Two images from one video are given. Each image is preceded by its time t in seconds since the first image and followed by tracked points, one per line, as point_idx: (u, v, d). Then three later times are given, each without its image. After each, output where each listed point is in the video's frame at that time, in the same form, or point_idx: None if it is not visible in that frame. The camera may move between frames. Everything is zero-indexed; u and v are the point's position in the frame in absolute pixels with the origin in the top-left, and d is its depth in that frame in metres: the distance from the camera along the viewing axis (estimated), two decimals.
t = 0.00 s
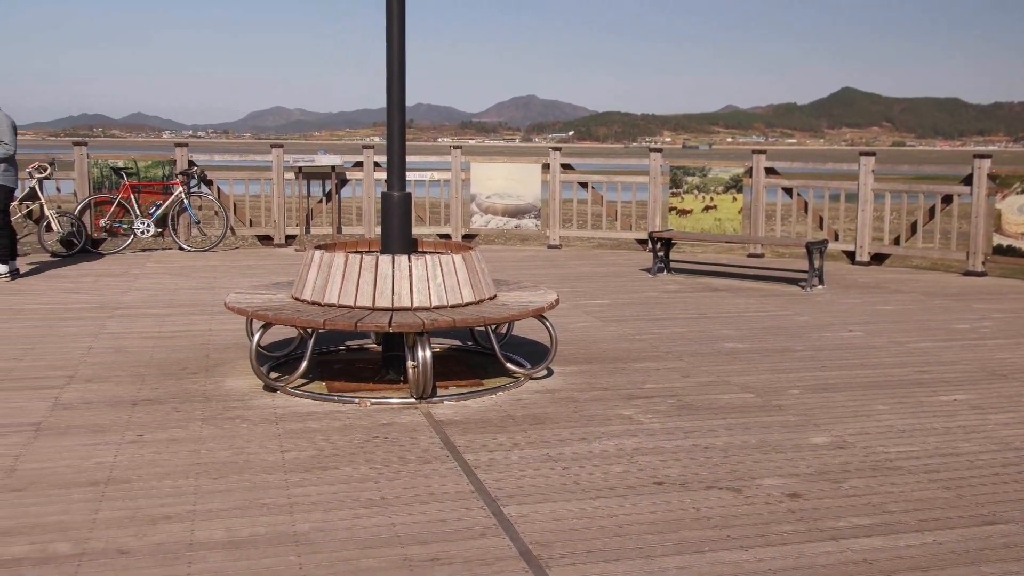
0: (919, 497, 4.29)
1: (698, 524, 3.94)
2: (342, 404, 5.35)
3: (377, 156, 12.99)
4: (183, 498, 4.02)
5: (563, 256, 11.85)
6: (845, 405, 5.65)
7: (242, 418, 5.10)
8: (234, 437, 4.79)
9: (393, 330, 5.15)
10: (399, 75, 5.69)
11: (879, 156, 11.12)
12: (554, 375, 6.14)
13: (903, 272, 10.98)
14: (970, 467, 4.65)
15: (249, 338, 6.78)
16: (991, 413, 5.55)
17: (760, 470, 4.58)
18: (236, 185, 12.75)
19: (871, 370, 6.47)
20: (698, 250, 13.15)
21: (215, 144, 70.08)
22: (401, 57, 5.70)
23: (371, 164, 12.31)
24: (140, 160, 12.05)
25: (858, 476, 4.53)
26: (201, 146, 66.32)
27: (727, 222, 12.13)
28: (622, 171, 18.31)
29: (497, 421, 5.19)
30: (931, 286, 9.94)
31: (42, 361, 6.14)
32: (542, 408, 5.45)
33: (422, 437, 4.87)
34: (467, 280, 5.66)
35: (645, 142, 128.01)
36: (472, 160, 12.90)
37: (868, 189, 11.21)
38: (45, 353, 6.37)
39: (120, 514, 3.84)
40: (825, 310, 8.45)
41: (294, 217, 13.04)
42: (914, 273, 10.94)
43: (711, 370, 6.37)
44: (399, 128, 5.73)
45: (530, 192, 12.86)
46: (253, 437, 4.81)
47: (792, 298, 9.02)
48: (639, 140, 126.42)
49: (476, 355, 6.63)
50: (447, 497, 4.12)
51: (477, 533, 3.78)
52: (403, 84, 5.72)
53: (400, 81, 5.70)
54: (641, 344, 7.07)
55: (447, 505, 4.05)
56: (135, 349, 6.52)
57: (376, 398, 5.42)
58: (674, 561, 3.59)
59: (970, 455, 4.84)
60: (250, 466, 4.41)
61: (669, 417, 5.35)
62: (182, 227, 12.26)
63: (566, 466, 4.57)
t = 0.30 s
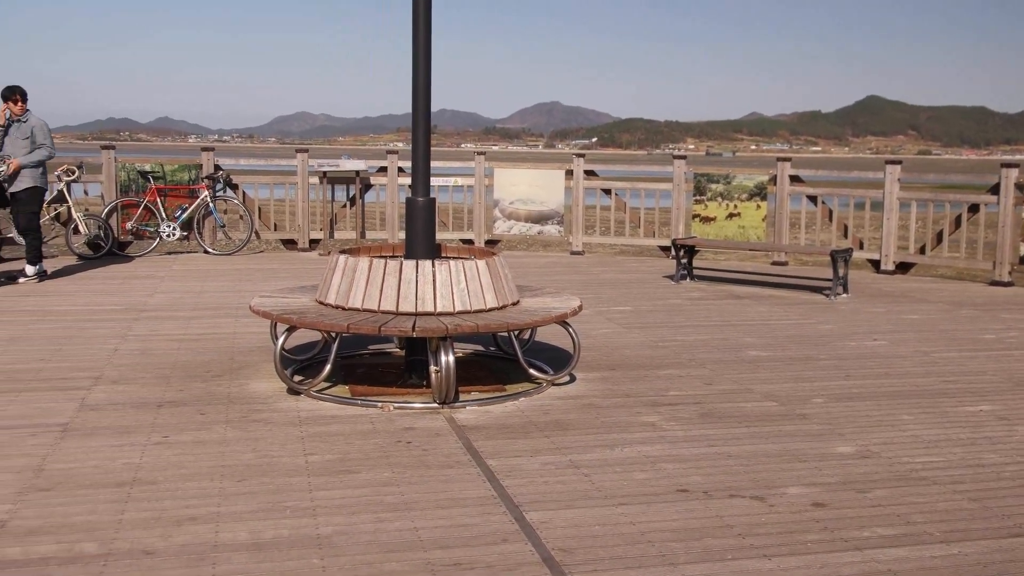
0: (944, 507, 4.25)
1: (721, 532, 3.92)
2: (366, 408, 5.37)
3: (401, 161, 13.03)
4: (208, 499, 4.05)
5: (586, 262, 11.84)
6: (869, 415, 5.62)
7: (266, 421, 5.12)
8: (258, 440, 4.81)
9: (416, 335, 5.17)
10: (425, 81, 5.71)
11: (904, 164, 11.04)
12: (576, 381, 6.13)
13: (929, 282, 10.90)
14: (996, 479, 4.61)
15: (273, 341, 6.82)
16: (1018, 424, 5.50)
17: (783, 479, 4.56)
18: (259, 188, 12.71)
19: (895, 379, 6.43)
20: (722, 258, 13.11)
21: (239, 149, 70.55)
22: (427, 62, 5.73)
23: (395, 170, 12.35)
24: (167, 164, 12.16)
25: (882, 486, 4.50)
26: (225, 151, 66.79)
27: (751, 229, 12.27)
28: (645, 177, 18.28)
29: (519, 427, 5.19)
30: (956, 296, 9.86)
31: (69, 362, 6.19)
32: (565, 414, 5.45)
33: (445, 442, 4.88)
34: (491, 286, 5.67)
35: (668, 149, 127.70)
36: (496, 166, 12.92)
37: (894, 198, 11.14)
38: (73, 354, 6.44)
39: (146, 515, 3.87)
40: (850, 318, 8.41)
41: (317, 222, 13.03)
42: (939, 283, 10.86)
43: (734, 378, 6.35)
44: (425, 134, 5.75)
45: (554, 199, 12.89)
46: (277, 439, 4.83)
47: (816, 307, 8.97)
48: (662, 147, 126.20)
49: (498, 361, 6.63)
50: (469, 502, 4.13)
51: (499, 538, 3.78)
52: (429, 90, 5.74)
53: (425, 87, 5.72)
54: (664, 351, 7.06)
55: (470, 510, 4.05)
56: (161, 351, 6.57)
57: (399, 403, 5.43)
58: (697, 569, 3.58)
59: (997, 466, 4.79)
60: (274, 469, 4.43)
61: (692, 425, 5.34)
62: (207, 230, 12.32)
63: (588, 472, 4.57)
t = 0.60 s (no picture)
0: (969, 512, 4.21)
1: (744, 535, 3.91)
2: (388, 410, 5.39)
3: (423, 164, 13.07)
4: (231, 500, 4.07)
5: (607, 265, 11.83)
6: (893, 418, 5.58)
7: (289, 422, 5.15)
8: (282, 441, 4.84)
9: (438, 337, 5.18)
10: (447, 85, 5.73)
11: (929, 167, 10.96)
12: (598, 384, 6.13)
13: (953, 285, 10.82)
14: (1021, 484, 4.56)
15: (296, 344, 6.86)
16: None
17: (806, 482, 4.54)
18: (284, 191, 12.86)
19: (919, 383, 6.38)
20: (744, 261, 13.04)
21: (261, 152, 71.03)
22: (450, 66, 5.75)
23: (417, 173, 12.38)
24: (191, 167, 12.32)
25: (906, 490, 4.46)
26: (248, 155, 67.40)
27: (773, 232, 12.00)
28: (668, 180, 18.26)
29: (541, 430, 5.19)
30: (981, 300, 9.78)
31: (95, 363, 6.25)
32: (587, 417, 5.44)
33: (467, 444, 4.89)
34: (513, 288, 5.68)
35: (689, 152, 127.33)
36: (517, 169, 12.90)
37: (918, 201, 11.06)
38: (98, 355, 6.49)
39: (170, 515, 3.90)
40: (873, 322, 8.36)
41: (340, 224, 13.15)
42: (964, 286, 10.78)
43: (756, 382, 6.32)
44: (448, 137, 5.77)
45: (576, 202, 12.87)
46: (300, 441, 4.86)
47: (839, 310, 8.93)
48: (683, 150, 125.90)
49: (520, 363, 6.64)
50: (491, 504, 4.13)
51: (520, 540, 3.78)
52: (451, 93, 5.75)
53: (448, 90, 5.74)
54: (686, 354, 7.04)
55: (492, 512, 4.06)
56: (186, 353, 6.62)
57: (421, 405, 5.45)
58: (719, 572, 3.57)
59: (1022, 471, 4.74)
60: (297, 470, 4.45)
61: (714, 428, 5.32)
62: (230, 233, 12.39)
63: (610, 475, 4.56)
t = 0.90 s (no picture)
0: (989, 519, 4.18)
1: (761, 541, 3.89)
2: (405, 412, 5.40)
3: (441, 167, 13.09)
4: (249, 501, 4.09)
5: (625, 268, 11.82)
6: (912, 425, 5.54)
7: (307, 423, 5.17)
8: (300, 442, 4.86)
9: (456, 340, 5.19)
10: (467, 87, 5.74)
11: (949, 172, 10.89)
12: (615, 388, 6.12)
13: (973, 291, 10.75)
14: None
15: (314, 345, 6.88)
16: None
17: (824, 488, 4.52)
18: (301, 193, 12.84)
19: (939, 389, 6.34)
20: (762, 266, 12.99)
21: (280, 155, 71.39)
22: (469, 68, 5.75)
23: (435, 175, 12.41)
24: (211, 169, 12.31)
25: (926, 497, 4.43)
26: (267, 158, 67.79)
27: (791, 237, 11.91)
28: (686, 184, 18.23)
29: (558, 433, 5.19)
30: (1001, 306, 9.71)
31: (115, 363, 6.29)
32: (604, 420, 5.44)
33: (484, 447, 4.89)
34: (531, 291, 5.68)
35: (707, 156, 126.97)
36: (535, 172, 12.92)
37: (938, 206, 10.99)
38: (118, 355, 6.54)
39: (189, 515, 3.92)
40: (893, 328, 8.31)
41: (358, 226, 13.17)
42: (984, 292, 10.70)
43: (775, 387, 6.30)
44: (466, 139, 5.78)
45: (593, 205, 12.86)
46: (318, 442, 4.87)
47: (858, 315, 8.89)
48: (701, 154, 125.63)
49: (537, 366, 6.64)
50: (508, 507, 4.14)
51: (537, 544, 3.78)
52: (471, 96, 5.76)
53: (467, 92, 5.75)
54: (703, 358, 7.02)
55: (509, 515, 4.06)
56: (205, 354, 6.65)
57: (439, 407, 5.45)
58: None
59: None
60: (315, 471, 4.47)
61: (732, 433, 5.30)
62: (250, 234, 12.46)
63: (628, 479, 4.55)
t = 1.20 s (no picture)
0: (1010, 525, 4.15)
1: (780, 545, 3.88)
2: (423, 413, 5.41)
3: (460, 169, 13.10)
4: (268, 500, 4.11)
5: (643, 271, 11.80)
6: (932, 430, 5.51)
7: (325, 424, 5.18)
8: (318, 443, 4.87)
9: (475, 341, 5.19)
10: (486, 88, 5.75)
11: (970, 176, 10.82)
12: (633, 391, 6.11)
13: (994, 295, 10.67)
14: None
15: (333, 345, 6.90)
16: None
17: (843, 492, 4.50)
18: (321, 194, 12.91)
19: (959, 394, 6.30)
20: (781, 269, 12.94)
21: (299, 156, 71.72)
22: (489, 69, 5.76)
23: (453, 177, 12.43)
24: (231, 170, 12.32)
25: (946, 502, 4.41)
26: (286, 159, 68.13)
27: (810, 240, 11.85)
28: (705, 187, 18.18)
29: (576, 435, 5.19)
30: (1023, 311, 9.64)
31: (135, 363, 6.33)
32: (622, 423, 5.43)
33: (502, 448, 4.89)
34: (549, 293, 5.68)
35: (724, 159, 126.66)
36: (554, 174, 12.93)
37: (959, 210, 10.92)
38: (138, 355, 6.58)
39: (208, 514, 3.94)
40: (913, 332, 8.26)
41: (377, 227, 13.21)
42: (1005, 297, 10.62)
43: (793, 391, 6.27)
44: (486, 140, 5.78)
45: (612, 208, 12.85)
46: (337, 443, 4.89)
47: (877, 319, 8.84)
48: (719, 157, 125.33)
49: (555, 369, 6.64)
50: (526, 509, 4.13)
51: (556, 546, 3.77)
52: (491, 97, 5.77)
53: (487, 94, 5.75)
54: (722, 361, 7.00)
55: (527, 517, 4.06)
56: (224, 354, 6.68)
57: (456, 409, 5.46)
58: None
59: None
60: (333, 472, 4.48)
61: (751, 437, 5.28)
62: (268, 235, 12.51)
63: (646, 482, 4.54)
